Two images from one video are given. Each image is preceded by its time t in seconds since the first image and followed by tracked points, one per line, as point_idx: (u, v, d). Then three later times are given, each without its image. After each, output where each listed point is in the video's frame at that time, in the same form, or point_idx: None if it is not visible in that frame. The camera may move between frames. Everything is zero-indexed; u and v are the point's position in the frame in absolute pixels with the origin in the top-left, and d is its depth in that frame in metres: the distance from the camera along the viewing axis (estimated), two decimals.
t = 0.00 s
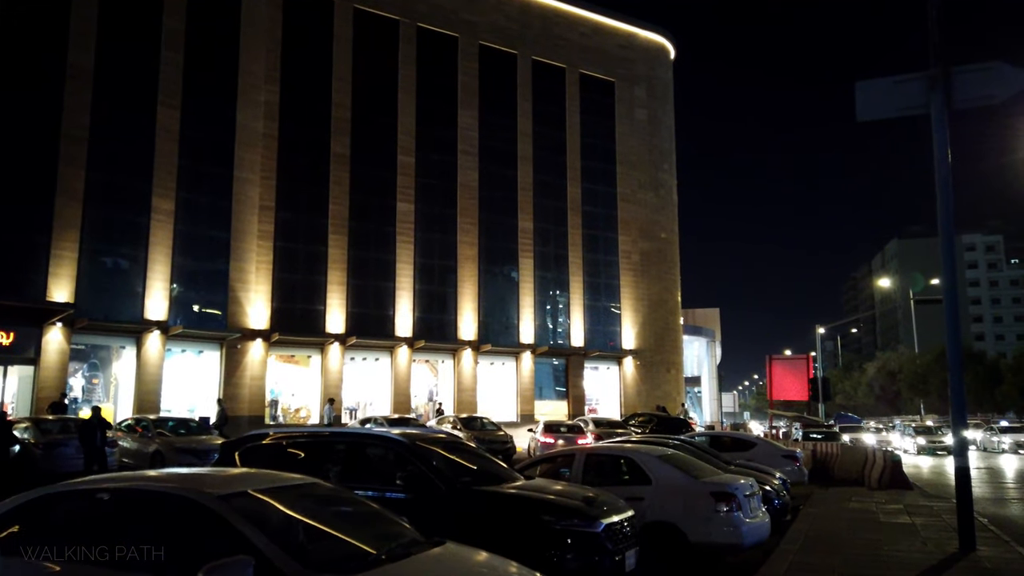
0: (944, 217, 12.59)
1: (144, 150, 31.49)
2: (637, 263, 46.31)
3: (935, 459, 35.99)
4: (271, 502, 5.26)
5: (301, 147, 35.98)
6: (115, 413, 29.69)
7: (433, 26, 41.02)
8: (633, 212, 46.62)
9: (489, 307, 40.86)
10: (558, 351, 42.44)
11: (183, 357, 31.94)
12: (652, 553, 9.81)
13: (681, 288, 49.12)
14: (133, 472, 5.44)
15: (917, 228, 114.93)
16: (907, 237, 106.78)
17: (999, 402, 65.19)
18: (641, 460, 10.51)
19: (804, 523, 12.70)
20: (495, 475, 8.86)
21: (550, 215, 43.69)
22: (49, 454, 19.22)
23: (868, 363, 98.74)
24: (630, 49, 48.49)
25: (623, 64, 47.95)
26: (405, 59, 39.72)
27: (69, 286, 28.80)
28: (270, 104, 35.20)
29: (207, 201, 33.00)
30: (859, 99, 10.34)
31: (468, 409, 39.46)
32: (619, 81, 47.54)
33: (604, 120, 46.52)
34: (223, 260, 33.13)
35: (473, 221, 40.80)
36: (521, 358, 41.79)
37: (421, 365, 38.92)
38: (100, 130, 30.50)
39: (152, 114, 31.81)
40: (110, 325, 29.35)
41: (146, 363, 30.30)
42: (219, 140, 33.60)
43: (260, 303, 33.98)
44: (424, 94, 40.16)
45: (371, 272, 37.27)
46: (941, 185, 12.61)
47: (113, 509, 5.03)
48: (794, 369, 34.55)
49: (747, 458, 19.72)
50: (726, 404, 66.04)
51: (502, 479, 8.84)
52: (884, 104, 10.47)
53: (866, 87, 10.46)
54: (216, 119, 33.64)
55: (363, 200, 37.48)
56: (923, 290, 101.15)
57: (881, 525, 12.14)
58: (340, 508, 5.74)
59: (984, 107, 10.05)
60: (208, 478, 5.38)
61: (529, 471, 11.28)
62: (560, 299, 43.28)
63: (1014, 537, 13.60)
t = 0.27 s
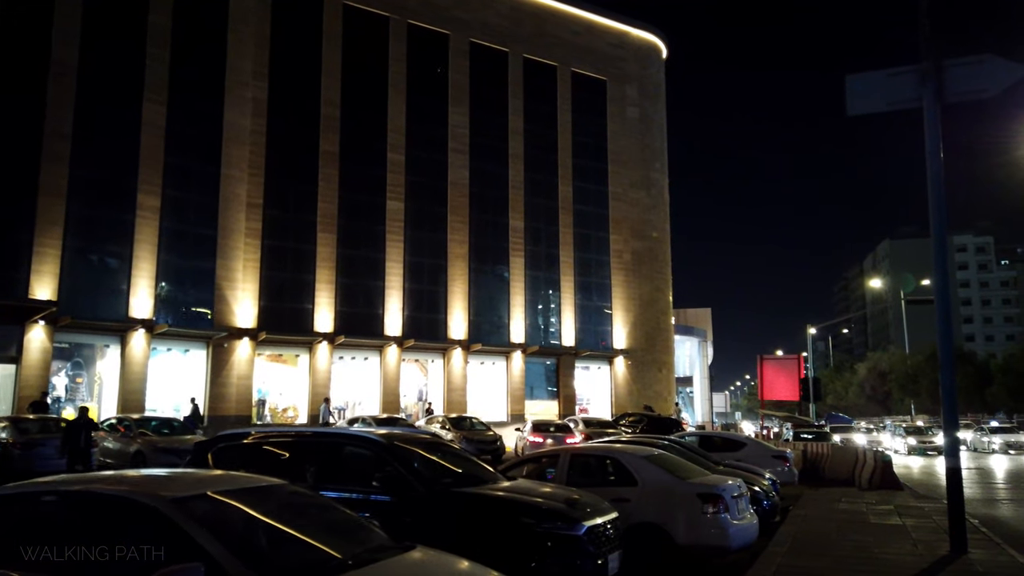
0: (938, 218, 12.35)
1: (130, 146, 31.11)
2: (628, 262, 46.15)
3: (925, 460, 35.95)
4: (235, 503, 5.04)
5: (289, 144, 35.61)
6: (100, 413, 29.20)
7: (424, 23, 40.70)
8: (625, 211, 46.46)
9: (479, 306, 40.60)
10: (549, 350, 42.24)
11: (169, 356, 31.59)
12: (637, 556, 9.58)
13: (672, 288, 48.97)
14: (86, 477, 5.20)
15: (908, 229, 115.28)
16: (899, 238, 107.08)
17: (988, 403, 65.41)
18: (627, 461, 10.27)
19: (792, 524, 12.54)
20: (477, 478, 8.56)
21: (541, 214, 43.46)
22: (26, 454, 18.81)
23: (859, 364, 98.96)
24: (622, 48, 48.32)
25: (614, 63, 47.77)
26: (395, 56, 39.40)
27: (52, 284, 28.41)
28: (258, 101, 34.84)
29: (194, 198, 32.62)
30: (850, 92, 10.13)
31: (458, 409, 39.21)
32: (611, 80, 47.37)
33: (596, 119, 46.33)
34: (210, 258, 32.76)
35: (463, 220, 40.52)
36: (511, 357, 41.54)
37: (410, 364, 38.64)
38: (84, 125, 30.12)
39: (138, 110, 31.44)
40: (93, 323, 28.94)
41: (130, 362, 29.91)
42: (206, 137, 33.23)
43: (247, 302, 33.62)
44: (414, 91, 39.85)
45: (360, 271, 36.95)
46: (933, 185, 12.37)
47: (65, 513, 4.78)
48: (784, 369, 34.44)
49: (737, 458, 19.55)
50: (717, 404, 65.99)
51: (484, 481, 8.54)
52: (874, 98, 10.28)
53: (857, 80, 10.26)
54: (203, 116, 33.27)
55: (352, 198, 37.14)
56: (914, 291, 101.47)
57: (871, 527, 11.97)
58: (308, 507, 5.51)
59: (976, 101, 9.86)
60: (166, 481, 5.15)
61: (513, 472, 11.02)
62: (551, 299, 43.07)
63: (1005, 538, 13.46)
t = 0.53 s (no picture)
0: (929, 218, 12.07)
1: (117, 144, 30.80)
2: (622, 262, 45.90)
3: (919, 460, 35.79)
4: (190, 504, 4.83)
5: (279, 142, 35.30)
6: (86, 413, 28.85)
7: (416, 21, 40.41)
8: (618, 210, 46.21)
9: (472, 306, 40.31)
10: (542, 350, 41.99)
11: (156, 356, 31.24)
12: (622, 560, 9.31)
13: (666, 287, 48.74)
14: (40, 479, 5.04)
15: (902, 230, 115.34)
16: (893, 239, 107.12)
17: (982, 403, 65.39)
18: (612, 462, 10.02)
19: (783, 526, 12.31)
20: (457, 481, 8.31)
21: (534, 213, 43.20)
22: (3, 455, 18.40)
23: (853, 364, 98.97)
24: (615, 47, 48.12)
25: (608, 61, 47.56)
26: (387, 54, 39.11)
27: (37, 283, 28.08)
28: (247, 98, 34.52)
29: (182, 196, 32.29)
30: (840, 84, 9.93)
31: (450, 409, 38.92)
32: (604, 79, 47.15)
33: (589, 118, 46.10)
34: (198, 257, 32.43)
35: (455, 219, 40.23)
36: (503, 357, 41.27)
37: (402, 364, 38.35)
38: (70, 122, 29.80)
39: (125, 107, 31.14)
40: (79, 323, 28.60)
41: (117, 361, 29.58)
42: (195, 135, 32.92)
43: (236, 302, 33.28)
44: (406, 89, 39.56)
45: (351, 270, 36.62)
46: (925, 183, 12.08)
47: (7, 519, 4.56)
48: (778, 369, 34.25)
49: (729, 458, 19.31)
50: (712, 404, 65.81)
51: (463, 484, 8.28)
52: (865, 91, 10.07)
53: (847, 72, 10.05)
54: (191, 113, 32.94)
55: (343, 197, 36.83)
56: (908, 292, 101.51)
57: (863, 529, 11.73)
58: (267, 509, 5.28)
59: (968, 93, 9.66)
60: (115, 483, 4.95)
61: (498, 473, 10.77)
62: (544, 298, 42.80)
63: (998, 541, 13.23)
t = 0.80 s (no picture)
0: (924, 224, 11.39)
1: (104, 141, 30.48)
2: (616, 261, 45.70)
3: (913, 461, 35.73)
4: (145, 510, 4.59)
5: (270, 140, 34.99)
6: (73, 414, 28.53)
7: (408, 18, 40.11)
8: (612, 210, 46.02)
9: (465, 306, 40.05)
10: (535, 350, 41.78)
11: (145, 356, 30.90)
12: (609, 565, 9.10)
13: (660, 287, 48.57)
14: None
15: (896, 230, 115.50)
16: (887, 239, 107.27)
17: (975, 403, 65.52)
18: (599, 464, 9.78)
19: (775, 528, 12.16)
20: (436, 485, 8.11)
21: (527, 212, 42.97)
22: None
23: (848, 364, 99.13)
24: (609, 46, 47.92)
25: (602, 60, 47.35)
26: (379, 51, 38.81)
27: (22, 282, 27.75)
28: (237, 96, 34.21)
29: (171, 194, 31.96)
30: (833, 78, 9.69)
31: (442, 409, 38.67)
32: (598, 78, 46.95)
33: (583, 117, 45.89)
34: (187, 256, 32.12)
35: (448, 218, 39.96)
36: (496, 357, 41.02)
37: (394, 365, 38.07)
38: (57, 120, 29.46)
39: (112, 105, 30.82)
40: (66, 322, 28.27)
41: (104, 361, 29.26)
42: (184, 133, 32.60)
43: (226, 301, 32.95)
44: (398, 87, 39.27)
45: (342, 270, 36.33)
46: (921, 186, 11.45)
47: None
48: (772, 369, 34.11)
49: (721, 459, 19.11)
50: (706, 404, 65.74)
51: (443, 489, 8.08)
52: (858, 85, 9.83)
53: (840, 65, 9.80)
54: (181, 111, 32.61)
55: (334, 196, 36.52)
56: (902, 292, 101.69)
57: (856, 532, 11.52)
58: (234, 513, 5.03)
59: (962, 88, 9.45)
60: (70, 489, 4.74)
61: (483, 475, 10.56)
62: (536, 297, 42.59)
63: (993, 544, 13.04)
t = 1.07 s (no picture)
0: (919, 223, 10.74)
1: (91, 137, 30.13)
2: (610, 260, 45.44)
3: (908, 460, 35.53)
4: (100, 510, 4.16)
5: (260, 136, 34.63)
6: (59, 413, 28.12)
7: (400, 14, 39.78)
8: (606, 208, 45.75)
9: (457, 305, 39.74)
10: (528, 349, 41.53)
11: (132, 355, 30.53)
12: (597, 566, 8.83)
13: (654, 286, 48.33)
14: None
15: (891, 230, 115.55)
16: (882, 239, 107.31)
17: (969, 403, 65.52)
18: (587, 463, 9.50)
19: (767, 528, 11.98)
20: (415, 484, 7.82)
21: (520, 210, 42.68)
22: None
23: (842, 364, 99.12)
24: (604, 43, 47.66)
25: (596, 57, 47.09)
26: (371, 47, 38.47)
27: (8, 279, 27.41)
28: (227, 91, 33.85)
29: (159, 191, 31.61)
30: (827, 67, 9.45)
31: (435, 409, 38.36)
32: (592, 75, 46.69)
33: (577, 115, 45.63)
34: (176, 253, 31.76)
35: (441, 216, 39.65)
36: (489, 356, 40.72)
37: (386, 364, 37.75)
38: (43, 115, 29.11)
39: (100, 100, 30.48)
40: (52, 320, 27.91)
41: (91, 360, 28.90)
42: (173, 128, 32.25)
43: (215, 300, 32.57)
44: (390, 84, 38.94)
45: (333, 267, 35.98)
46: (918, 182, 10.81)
47: None
48: (766, 368, 33.89)
49: (713, 458, 18.87)
50: (700, 404, 65.58)
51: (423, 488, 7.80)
52: (853, 73, 9.59)
53: (834, 53, 9.56)
54: (170, 106, 32.27)
55: (326, 193, 36.18)
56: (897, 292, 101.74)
57: (850, 533, 11.28)
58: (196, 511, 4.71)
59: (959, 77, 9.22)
60: (16, 487, 4.35)
61: (469, 474, 10.29)
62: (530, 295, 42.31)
63: (988, 545, 12.81)
